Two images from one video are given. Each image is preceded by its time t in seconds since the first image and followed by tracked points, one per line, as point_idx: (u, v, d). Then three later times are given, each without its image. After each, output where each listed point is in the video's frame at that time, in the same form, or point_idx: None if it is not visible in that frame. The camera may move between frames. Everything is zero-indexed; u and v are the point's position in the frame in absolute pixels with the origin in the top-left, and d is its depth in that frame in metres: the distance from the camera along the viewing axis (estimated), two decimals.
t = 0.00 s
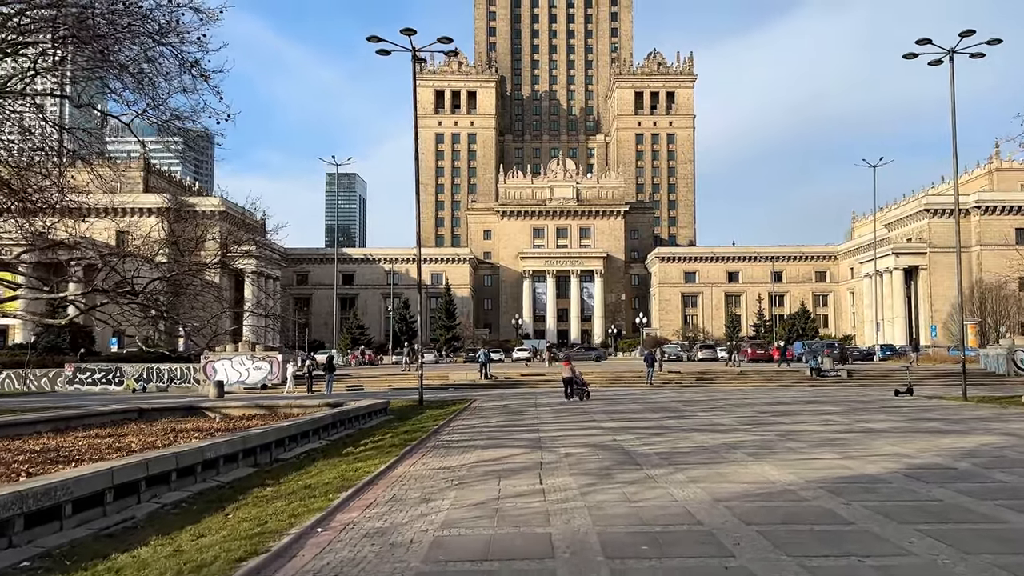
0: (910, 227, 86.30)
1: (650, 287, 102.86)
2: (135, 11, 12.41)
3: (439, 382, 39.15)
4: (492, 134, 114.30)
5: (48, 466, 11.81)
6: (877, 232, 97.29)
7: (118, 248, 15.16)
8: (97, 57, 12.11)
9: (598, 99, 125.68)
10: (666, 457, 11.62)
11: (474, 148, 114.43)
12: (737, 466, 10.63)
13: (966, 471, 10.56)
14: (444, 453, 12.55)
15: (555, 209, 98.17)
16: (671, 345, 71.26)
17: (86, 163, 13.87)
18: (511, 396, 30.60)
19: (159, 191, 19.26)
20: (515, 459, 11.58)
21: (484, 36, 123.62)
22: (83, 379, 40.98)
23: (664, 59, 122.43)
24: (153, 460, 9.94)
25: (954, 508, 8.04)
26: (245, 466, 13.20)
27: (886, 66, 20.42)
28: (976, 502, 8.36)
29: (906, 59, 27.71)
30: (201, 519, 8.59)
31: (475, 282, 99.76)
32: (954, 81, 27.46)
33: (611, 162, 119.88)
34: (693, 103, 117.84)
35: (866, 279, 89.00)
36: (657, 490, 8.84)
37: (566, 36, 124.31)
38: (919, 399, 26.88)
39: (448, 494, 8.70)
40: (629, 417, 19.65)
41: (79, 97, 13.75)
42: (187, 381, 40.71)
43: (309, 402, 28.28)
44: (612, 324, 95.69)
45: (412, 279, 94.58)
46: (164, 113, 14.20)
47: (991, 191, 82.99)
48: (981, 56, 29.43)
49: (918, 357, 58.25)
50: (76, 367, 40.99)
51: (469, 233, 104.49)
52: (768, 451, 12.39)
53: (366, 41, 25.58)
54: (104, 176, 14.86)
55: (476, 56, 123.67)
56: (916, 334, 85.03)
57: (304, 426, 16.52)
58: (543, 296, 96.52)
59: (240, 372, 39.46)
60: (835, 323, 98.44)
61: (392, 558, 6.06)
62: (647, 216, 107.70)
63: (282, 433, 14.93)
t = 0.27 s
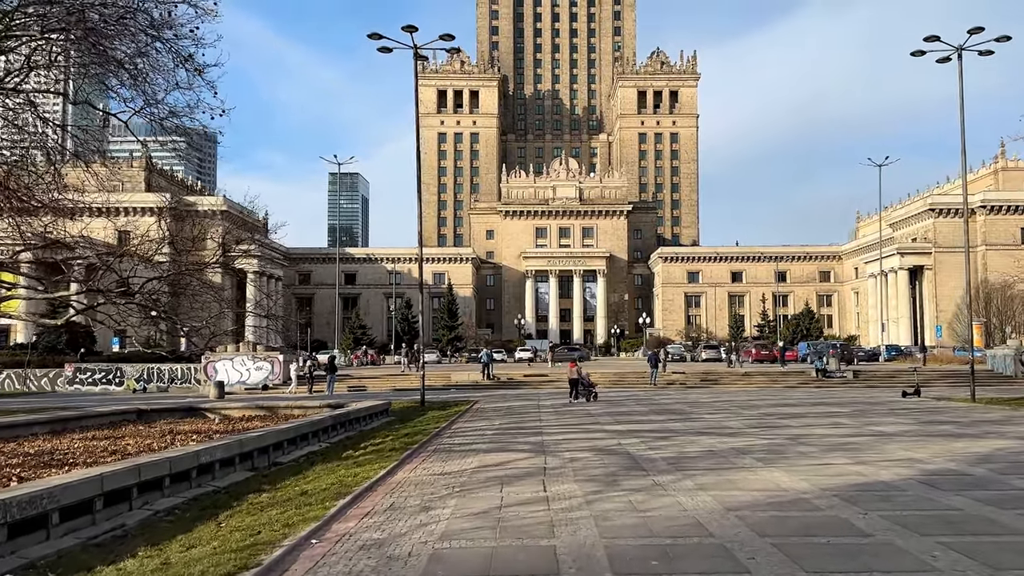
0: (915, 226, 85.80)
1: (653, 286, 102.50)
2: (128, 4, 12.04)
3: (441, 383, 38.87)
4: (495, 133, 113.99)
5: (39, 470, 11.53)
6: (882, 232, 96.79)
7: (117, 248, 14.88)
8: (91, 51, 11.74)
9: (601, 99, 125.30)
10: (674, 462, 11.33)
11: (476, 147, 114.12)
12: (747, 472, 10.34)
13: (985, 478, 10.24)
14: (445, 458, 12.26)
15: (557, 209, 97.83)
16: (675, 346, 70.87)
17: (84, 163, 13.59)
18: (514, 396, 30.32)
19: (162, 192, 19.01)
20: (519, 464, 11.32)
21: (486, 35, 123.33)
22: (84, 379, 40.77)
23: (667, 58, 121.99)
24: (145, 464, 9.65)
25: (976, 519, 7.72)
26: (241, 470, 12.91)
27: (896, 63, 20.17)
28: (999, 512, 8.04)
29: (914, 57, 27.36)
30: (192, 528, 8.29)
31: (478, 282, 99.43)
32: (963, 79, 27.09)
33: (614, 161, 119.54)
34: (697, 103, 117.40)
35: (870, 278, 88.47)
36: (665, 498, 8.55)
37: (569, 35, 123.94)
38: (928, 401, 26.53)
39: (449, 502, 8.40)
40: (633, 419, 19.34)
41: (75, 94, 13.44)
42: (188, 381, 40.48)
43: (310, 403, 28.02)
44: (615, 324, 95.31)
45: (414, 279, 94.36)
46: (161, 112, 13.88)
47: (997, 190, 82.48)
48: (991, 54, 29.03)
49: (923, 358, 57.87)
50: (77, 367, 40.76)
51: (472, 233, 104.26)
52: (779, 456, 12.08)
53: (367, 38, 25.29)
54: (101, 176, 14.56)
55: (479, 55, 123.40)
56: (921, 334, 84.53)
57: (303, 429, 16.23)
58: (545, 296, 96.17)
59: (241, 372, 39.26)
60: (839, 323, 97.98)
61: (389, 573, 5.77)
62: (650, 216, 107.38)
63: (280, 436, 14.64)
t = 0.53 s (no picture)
0: (923, 227, 85.20)
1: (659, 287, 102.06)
2: None
3: (446, 384, 38.61)
4: (501, 134, 113.77)
5: (32, 471, 11.30)
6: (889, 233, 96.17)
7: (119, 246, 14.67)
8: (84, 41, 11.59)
9: (607, 100, 124.99)
10: (682, 464, 11.03)
11: (482, 148, 113.91)
12: (757, 474, 10.04)
13: (1004, 481, 9.90)
14: (447, 459, 11.97)
15: (563, 210, 97.52)
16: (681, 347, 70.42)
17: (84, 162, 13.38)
18: (519, 397, 30.03)
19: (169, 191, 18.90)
20: (523, 466, 11.03)
21: (493, 37, 123.20)
22: (88, 379, 40.63)
23: (673, 59, 121.62)
24: (137, 466, 9.41)
25: (998, 523, 7.41)
26: (240, 472, 12.64)
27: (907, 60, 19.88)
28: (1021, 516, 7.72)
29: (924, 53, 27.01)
30: (183, 531, 8.04)
31: (483, 283, 99.18)
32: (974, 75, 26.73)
33: (620, 162, 119.19)
34: (703, 103, 116.91)
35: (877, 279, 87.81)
36: (674, 501, 8.25)
37: (575, 36, 123.68)
38: (939, 402, 26.12)
39: (448, 506, 8.10)
40: (640, 420, 19.03)
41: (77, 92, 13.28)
42: (192, 382, 40.28)
43: (314, 403, 27.79)
44: (621, 325, 94.94)
45: (420, 280, 94.15)
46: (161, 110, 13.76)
47: (1005, 190, 81.85)
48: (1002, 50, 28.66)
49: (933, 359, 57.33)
50: (81, 368, 40.62)
51: (478, 234, 104.00)
52: (789, 458, 11.76)
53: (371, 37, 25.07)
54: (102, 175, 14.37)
55: (485, 57, 123.27)
56: (929, 335, 83.84)
57: (305, 429, 15.98)
58: (551, 297, 95.81)
59: (246, 373, 39.11)
60: (846, 324, 97.32)
61: None
62: (656, 217, 107.00)
63: (280, 436, 14.42)
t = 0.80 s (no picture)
0: (929, 226, 84.68)
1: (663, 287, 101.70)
2: None
3: (449, 384, 38.32)
4: (505, 134, 113.48)
5: (24, 477, 11.04)
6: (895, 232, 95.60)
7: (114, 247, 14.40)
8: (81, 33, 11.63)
9: (612, 99, 124.60)
10: (690, 470, 10.72)
11: (486, 148, 113.63)
12: (769, 481, 9.71)
13: None
14: (449, 465, 11.69)
15: (568, 210, 97.19)
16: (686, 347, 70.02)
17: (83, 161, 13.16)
18: (523, 399, 29.73)
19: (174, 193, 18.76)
20: (528, 472, 10.74)
21: (497, 36, 122.92)
22: (90, 380, 40.48)
23: (678, 59, 121.13)
24: (130, 473, 9.16)
25: None
26: (238, 478, 12.35)
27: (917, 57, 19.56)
28: None
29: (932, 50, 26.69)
30: (174, 542, 7.80)
31: (487, 283, 98.96)
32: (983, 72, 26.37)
33: (624, 162, 118.81)
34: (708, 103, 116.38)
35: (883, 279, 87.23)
36: (684, 510, 7.93)
37: (579, 35, 123.29)
38: (949, 403, 25.76)
39: (448, 517, 7.78)
40: (645, 423, 18.73)
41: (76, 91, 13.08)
42: (194, 383, 40.06)
43: (317, 405, 27.52)
44: (625, 325, 94.62)
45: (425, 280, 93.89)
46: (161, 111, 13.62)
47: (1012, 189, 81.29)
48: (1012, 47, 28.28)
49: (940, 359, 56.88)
50: (83, 369, 40.47)
51: (482, 234, 103.72)
52: (801, 463, 11.45)
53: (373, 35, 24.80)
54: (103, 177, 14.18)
55: (489, 56, 122.97)
56: (936, 335, 83.20)
57: (304, 432, 15.71)
58: (555, 297, 95.48)
59: (248, 373, 38.94)
60: (852, 324, 96.74)
61: None
62: (661, 216, 106.64)
63: (280, 440, 14.16)
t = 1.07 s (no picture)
0: (933, 225, 84.27)
1: (666, 286, 101.35)
2: None
3: (452, 383, 38.09)
4: (507, 133, 113.22)
5: (18, 477, 10.81)
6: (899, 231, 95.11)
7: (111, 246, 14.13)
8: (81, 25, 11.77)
9: (614, 98, 124.28)
10: (699, 470, 10.44)
11: (489, 147, 113.35)
12: (781, 482, 9.44)
13: None
14: (453, 464, 11.42)
15: (570, 209, 96.92)
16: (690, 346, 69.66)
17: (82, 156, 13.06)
18: (526, 398, 29.44)
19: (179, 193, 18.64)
20: (532, 472, 10.47)
21: (499, 35, 122.70)
22: (91, 379, 40.30)
23: (681, 57, 120.74)
24: (122, 472, 8.92)
25: None
26: (236, 477, 12.10)
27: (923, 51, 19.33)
28: None
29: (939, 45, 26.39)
30: (168, 545, 7.57)
31: (490, 282, 98.71)
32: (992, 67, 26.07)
33: (627, 161, 118.43)
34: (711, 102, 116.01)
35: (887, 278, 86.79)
36: (696, 512, 7.67)
37: (582, 33, 123.02)
38: (957, 402, 25.44)
39: (452, 518, 7.51)
40: (651, 422, 18.44)
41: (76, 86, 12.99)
42: (196, 382, 39.90)
43: (318, 404, 27.30)
44: (628, 324, 94.30)
45: (427, 279, 93.64)
46: (160, 107, 13.59)
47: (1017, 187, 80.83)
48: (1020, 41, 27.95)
49: (946, 358, 56.52)
50: (84, 368, 40.28)
51: (485, 233, 103.50)
52: (813, 463, 11.18)
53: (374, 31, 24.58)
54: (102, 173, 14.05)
55: (492, 55, 122.70)
56: (941, 334, 82.72)
57: (305, 431, 15.45)
58: (558, 296, 95.12)
59: (250, 372, 38.74)
60: (856, 323, 96.28)
61: None
62: (664, 215, 106.27)
63: (279, 439, 13.92)
